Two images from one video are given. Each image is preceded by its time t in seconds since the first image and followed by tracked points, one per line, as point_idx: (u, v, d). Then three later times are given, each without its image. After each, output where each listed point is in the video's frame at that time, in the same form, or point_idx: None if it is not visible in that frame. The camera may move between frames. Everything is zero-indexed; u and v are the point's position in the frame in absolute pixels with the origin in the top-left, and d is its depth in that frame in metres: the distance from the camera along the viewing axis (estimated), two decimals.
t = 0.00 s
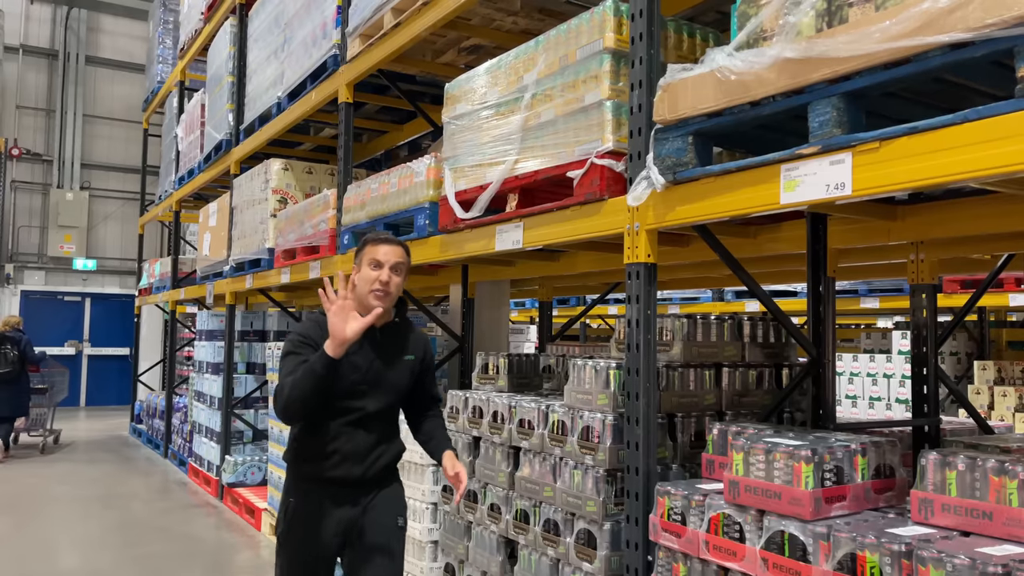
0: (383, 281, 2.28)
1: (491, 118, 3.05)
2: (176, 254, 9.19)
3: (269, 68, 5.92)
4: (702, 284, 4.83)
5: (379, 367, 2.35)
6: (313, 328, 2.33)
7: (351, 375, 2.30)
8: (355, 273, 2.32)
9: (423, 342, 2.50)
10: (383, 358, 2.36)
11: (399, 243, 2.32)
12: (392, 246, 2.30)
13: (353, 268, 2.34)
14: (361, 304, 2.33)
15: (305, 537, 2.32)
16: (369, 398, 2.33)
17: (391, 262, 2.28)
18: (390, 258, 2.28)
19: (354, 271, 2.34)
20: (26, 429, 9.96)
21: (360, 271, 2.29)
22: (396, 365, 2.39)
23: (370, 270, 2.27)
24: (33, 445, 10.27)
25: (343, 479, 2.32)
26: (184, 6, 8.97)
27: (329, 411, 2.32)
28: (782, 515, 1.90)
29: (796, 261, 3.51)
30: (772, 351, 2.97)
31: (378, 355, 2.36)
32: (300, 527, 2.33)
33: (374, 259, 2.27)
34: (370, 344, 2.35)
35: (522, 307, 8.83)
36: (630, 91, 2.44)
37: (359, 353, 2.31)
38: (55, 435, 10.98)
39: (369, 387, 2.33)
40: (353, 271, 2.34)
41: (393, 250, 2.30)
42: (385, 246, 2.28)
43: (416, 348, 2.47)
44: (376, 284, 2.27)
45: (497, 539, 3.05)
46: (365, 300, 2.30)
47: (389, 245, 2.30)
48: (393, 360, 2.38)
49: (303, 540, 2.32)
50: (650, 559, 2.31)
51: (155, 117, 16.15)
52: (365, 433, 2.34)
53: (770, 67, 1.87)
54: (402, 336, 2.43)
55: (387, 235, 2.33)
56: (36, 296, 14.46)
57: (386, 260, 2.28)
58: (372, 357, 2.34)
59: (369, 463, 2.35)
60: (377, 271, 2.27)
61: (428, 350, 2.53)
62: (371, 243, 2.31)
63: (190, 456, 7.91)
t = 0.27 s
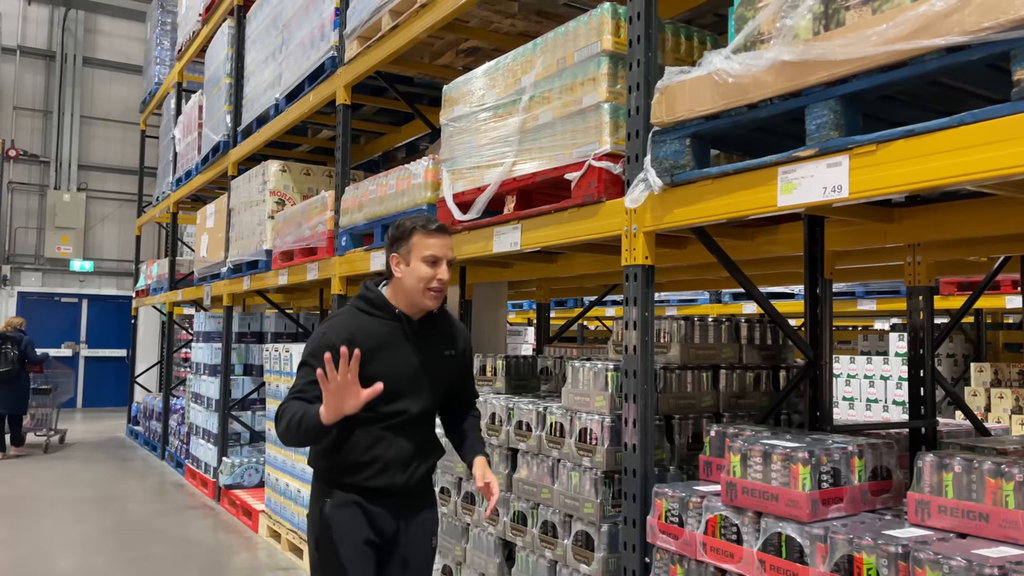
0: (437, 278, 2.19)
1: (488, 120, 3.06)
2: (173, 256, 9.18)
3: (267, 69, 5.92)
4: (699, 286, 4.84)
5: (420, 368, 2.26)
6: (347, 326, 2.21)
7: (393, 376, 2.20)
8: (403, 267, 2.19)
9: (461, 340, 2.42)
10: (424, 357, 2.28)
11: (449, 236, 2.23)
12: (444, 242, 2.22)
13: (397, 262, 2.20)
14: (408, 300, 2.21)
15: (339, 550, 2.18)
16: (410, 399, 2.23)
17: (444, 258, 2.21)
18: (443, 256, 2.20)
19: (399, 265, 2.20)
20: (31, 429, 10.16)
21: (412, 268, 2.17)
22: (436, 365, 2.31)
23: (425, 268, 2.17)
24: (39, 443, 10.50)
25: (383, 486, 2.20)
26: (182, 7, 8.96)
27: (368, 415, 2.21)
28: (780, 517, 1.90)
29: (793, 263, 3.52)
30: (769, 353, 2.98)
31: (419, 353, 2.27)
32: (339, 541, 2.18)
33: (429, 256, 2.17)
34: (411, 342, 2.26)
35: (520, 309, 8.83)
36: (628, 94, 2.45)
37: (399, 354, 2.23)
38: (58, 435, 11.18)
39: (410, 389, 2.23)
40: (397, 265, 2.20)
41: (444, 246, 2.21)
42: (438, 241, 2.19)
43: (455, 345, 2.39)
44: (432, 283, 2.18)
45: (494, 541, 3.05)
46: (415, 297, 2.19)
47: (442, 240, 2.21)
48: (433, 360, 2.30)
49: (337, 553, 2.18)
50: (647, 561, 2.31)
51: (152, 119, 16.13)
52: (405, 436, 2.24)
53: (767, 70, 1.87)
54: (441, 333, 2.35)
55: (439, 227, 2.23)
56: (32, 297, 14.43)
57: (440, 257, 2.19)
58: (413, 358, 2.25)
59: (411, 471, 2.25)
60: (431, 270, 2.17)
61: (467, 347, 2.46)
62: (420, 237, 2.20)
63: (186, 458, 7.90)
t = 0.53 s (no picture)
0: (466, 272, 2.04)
1: (486, 122, 3.06)
2: (169, 257, 9.17)
3: (264, 71, 5.92)
4: (696, 288, 4.84)
5: (447, 375, 2.07)
6: (362, 332, 1.99)
7: (418, 387, 2.00)
8: (427, 260, 2.04)
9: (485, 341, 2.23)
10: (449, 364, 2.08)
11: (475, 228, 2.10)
12: (472, 234, 2.08)
13: (419, 254, 2.05)
14: (433, 297, 2.04)
15: None
16: (437, 410, 2.03)
17: (472, 250, 2.06)
18: (473, 248, 2.06)
19: (422, 258, 2.05)
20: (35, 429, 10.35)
21: (438, 260, 2.02)
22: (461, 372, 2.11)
23: (454, 260, 2.02)
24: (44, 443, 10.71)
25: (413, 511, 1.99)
26: (179, 9, 8.96)
27: (391, 431, 2.01)
28: (776, 519, 1.91)
29: (789, 265, 3.53)
30: (765, 355, 2.99)
31: (443, 359, 2.07)
32: None
33: (456, 248, 2.03)
34: (435, 347, 2.06)
35: (517, 311, 8.83)
36: (625, 96, 2.45)
37: (422, 361, 2.03)
38: (64, 435, 11.37)
39: (437, 400, 2.04)
40: (420, 258, 2.05)
41: (473, 238, 2.07)
42: (466, 231, 2.05)
43: (479, 347, 2.20)
44: (460, 278, 2.03)
45: (491, 543, 3.05)
46: (442, 293, 2.03)
47: (471, 232, 2.07)
48: (458, 365, 2.11)
49: None
50: (644, 562, 2.32)
51: (149, 120, 16.11)
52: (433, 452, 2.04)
53: (763, 73, 1.88)
54: (464, 336, 2.16)
55: (466, 217, 2.09)
56: (29, 299, 14.39)
57: (469, 249, 2.05)
58: (440, 365, 2.05)
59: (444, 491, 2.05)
60: (460, 262, 2.03)
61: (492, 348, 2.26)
62: (445, 227, 2.05)
63: (183, 460, 7.89)
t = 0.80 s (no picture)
0: (500, 247, 1.80)
1: (482, 124, 3.06)
2: (165, 259, 9.16)
3: (260, 72, 5.92)
4: (692, 290, 4.85)
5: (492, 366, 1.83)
6: (401, 316, 1.74)
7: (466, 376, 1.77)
8: (456, 238, 1.82)
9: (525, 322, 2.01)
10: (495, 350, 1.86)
11: (509, 200, 1.86)
12: (506, 207, 1.84)
13: (449, 233, 1.85)
14: (467, 278, 1.81)
15: None
16: (484, 404, 1.81)
17: (504, 223, 1.82)
18: (505, 221, 1.82)
19: (452, 237, 1.84)
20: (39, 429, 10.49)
21: (467, 237, 1.80)
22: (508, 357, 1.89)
23: (484, 234, 1.79)
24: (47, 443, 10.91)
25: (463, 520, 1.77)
26: (175, 10, 8.95)
27: (436, 428, 1.77)
28: (771, 520, 1.91)
29: (786, 267, 3.53)
30: (762, 357, 2.99)
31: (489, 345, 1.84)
32: None
33: (486, 222, 1.80)
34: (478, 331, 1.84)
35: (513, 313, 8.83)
36: (621, 98, 2.46)
37: (469, 346, 1.79)
38: (67, 435, 11.46)
39: (483, 392, 1.80)
40: (449, 238, 1.84)
41: (506, 211, 1.84)
42: (497, 204, 1.82)
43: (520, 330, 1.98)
44: (493, 256, 1.79)
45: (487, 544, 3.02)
46: (476, 272, 1.79)
47: (503, 205, 1.84)
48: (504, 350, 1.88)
49: None
50: (640, 564, 2.31)
51: (144, 121, 16.09)
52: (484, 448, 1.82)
53: (759, 75, 1.88)
54: (504, 318, 1.94)
55: (496, 188, 1.86)
56: (24, 300, 14.34)
57: (501, 223, 1.82)
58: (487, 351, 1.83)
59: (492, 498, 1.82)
60: (490, 237, 1.79)
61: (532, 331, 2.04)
62: (473, 199, 1.83)
63: (178, 462, 7.86)
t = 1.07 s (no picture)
0: (533, 244, 1.68)
1: (478, 125, 3.06)
2: (159, 260, 9.13)
3: (255, 73, 5.91)
4: (687, 291, 4.86)
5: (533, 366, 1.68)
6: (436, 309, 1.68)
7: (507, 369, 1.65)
8: (489, 234, 1.72)
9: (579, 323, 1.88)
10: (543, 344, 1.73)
11: (545, 192, 1.74)
12: (542, 200, 1.72)
13: (480, 229, 1.74)
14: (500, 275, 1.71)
15: None
16: (527, 406, 1.65)
17: (538, 218, 1.70)
18: (539, 217, 1.70)
19: (484, 233, 1.74)
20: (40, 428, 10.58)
21: (497, 234, 1.69)
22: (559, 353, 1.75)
23: (516, 231, 1.68)
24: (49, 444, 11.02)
25: (510, 531, 1.61)
26: (170, 11, 8.93)
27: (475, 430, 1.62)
28: (766, 521, 1.92)
29: (780, 268, 3.54)
30: (757, 358, 2.99)
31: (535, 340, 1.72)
32: None
33: (518, 216, 1.68)
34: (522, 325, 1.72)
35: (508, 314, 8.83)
36: (616, 100, 2.46)
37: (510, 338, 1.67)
38: (60, 437, 11.43)
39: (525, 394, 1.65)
40: (480, 233, 1.74)
41: (542, 205, 1.71)
42: (532, 197, 1.70)
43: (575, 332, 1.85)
44: (527, 254, 1.68)
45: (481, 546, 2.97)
46: (510, 271, 1.69)
47: (538, 198, 1.71)
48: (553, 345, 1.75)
49: None
50: (635, 565, 2.32)
51: (139, 122, 16.04)
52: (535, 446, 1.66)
53: (753, 77, 1.89)
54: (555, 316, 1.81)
55: (531, 180, 1.73)
56: (17, 301, 14.27)
57: (535, 218, 1.69)
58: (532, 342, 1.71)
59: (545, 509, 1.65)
60: (524, 233, 1.68)
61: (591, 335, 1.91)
62: (504, 192, 1.71)
63: (172, 463, 7.83)
